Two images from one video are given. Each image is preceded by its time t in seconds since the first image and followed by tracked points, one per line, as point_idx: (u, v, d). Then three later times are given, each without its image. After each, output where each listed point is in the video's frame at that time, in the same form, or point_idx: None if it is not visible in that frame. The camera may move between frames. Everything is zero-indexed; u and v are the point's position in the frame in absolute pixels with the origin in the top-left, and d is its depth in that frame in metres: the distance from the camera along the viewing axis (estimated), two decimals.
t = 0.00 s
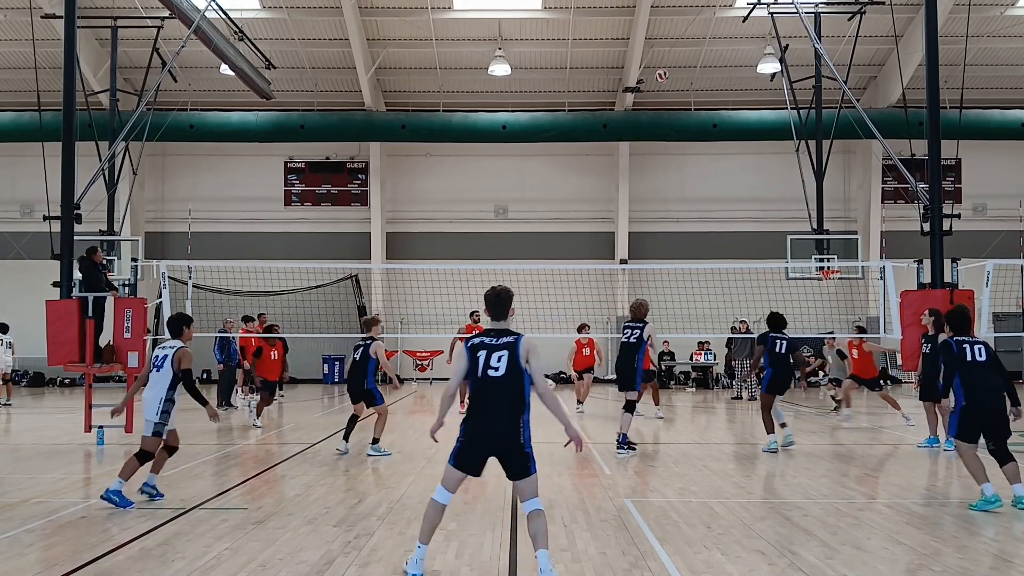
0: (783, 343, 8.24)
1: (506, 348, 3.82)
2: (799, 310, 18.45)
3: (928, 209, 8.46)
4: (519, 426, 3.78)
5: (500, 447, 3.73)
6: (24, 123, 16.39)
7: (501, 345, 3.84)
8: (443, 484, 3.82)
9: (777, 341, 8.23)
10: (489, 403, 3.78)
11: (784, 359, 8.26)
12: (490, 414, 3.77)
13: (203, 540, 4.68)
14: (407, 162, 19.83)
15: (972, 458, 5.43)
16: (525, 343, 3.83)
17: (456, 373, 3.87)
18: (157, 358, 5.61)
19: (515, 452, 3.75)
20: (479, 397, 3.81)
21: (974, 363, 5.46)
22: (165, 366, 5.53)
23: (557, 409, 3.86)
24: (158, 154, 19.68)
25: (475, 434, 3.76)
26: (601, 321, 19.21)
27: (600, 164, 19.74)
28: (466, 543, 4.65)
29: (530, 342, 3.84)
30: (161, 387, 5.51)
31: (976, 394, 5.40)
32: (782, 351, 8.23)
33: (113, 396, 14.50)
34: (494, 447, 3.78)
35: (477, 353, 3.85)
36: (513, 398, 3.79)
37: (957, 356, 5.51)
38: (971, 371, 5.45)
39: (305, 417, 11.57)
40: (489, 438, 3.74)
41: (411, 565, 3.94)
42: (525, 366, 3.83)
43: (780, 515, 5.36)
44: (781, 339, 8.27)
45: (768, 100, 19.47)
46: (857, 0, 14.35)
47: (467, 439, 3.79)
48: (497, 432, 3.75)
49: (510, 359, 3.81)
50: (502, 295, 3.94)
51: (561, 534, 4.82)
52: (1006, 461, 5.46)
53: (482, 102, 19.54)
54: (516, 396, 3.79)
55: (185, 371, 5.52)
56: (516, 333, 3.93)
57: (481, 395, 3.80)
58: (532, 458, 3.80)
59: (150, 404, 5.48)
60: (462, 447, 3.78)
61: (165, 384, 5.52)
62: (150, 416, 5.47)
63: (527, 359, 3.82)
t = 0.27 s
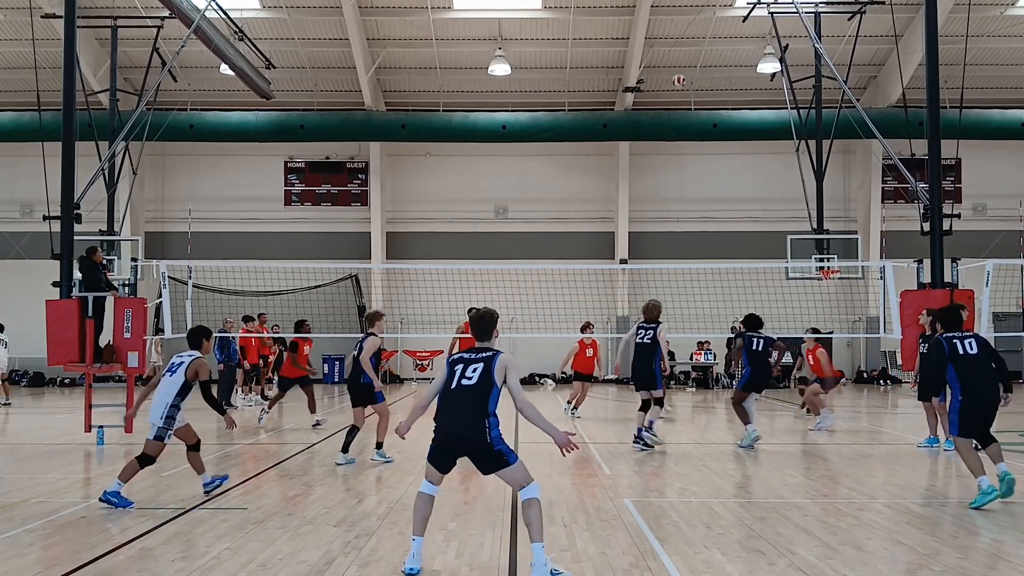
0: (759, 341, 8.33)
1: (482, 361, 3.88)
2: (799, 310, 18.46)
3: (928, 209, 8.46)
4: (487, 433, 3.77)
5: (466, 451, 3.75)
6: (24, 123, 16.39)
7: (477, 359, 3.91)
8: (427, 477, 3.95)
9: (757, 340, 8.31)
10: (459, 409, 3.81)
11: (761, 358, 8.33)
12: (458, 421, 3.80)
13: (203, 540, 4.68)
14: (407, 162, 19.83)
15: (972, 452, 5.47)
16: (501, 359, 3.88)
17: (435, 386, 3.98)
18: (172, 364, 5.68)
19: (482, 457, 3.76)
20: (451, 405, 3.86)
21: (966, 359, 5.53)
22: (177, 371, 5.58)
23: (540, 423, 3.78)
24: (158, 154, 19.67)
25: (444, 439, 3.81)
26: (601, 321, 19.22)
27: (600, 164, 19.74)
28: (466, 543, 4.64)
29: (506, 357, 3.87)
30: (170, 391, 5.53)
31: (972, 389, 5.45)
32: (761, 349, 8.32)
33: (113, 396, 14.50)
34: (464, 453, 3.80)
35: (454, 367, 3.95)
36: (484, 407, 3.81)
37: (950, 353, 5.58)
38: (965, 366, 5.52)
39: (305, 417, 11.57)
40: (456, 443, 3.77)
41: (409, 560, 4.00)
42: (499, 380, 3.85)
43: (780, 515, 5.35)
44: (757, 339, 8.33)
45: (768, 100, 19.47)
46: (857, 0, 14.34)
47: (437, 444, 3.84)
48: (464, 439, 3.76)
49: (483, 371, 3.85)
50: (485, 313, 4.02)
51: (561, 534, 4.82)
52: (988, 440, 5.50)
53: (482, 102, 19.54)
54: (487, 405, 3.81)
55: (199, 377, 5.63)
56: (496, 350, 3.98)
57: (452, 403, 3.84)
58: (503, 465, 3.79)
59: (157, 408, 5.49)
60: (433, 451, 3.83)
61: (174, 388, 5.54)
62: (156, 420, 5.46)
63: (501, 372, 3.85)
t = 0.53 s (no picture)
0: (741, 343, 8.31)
1: (487, 371, 3.89)
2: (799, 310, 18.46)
3: (928, 209, 8.46)
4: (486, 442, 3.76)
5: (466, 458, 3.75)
6: (24, 123, 16.39)
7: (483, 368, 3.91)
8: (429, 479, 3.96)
9: (735, 341, 8.28)
10: (461, 416, 3.82)
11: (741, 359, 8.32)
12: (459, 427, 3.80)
13: (203, 540, 4.68)
14: (407, 162, 19.82)
15: (962, 459, 5.60)
16: (507, 370, 3.88)
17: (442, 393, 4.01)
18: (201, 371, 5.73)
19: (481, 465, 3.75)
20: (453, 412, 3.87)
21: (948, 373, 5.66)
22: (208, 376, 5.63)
23: (537, 434, 3.82)
24: (158, 154, 19.67)
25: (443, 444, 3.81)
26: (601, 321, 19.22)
27: (600, 164, 19.74)
28: (466, 543, 4.64)
29: (511, 369, 3.88)
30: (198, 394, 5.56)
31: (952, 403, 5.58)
32: (740, 350, 8.30)
33: (113, 396, 14.50)
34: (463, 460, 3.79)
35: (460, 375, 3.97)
36: (486, 417, 3.80)
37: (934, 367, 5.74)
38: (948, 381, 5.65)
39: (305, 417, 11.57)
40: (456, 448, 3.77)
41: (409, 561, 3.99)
42: (503, 391, 3.85)
43: (781, 515, 5.36)
44: (739, 340, 8.31)
45: (768, 100, 19.47)
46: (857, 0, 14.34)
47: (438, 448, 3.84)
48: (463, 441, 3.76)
49: (488, 381, 3.86)
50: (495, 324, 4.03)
51: (561, 534, 4.82)
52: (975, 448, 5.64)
53: (482, 102, 19.54)
54: (488, 415, 3.80)
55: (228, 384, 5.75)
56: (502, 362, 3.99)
57: (455, 410, 3.85)
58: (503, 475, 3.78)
59: (183, 409, 5.51)
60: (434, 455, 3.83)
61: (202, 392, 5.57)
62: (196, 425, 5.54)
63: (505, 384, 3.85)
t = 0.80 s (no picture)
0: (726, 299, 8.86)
1: (503, 357, 3.89)
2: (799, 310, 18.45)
3: (928, 209, 8.46)
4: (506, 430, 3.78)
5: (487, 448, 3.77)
6: (24, 123, 16.39)
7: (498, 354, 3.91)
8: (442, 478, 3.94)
9: (720, 297, 8.84)
10: (480, 407, 3.84)
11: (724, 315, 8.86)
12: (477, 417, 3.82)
13: (203, 540, 4.68)
14: (408, 162, 19.82)
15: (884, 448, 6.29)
16: (522, 354, 3.88)
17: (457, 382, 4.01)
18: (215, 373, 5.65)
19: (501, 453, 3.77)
20: (470, 402, 3.88)
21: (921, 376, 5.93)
22: (222, 378, 5.58)
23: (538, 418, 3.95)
24: (158, 154, 19.67)
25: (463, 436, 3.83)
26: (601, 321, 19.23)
27: (600, 164, 19.74)
28: (466, 543, 4.65)
29: (526, 353, 3.87)
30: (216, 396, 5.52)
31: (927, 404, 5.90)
32: (724, 307, 8.85)
33: (113, 396, 14.50)
34: (483, 449, 3.82)
35: (474, 362, 3.97)
36: (504, 404, 3.82)
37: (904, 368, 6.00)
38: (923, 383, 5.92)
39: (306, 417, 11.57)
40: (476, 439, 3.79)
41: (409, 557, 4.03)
42: (520, 376, 3.86)
43: (780, 515, 5.36)
44: (722, 297, 8.84)
45: (768, 100, 19.47)
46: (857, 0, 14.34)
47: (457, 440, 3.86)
48: (484, 433, 3.78)
49: (504, 367, 3.86)
50: (508, 310, 4.03)
51: (561, 534, 4.82)
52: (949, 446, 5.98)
53: (482, 103, 19.54)
54: (507, 402, 3.82)
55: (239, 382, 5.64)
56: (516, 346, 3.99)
57: (473, 400, 3.87)
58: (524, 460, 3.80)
59: (202, 413, 5.46)
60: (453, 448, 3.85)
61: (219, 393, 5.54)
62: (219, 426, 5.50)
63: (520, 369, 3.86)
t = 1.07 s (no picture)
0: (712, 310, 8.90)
1: (504, 368, 3.86)
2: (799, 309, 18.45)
3: (928, 209, 8.46)
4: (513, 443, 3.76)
5: (496, 462, 3.75)
6: (24, 123, 16.40)
7: (500, 366, 3.89)
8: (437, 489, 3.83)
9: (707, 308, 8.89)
10: (485, 421, 3.82)
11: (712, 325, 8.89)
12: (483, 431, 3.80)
13: (203, 540, 4.68)
14: (408, 162, 19.83)
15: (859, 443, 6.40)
16: (523, 363, 3.85)
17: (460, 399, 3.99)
18: (216, 374, 5.61)
19: (510, 465, 3.74)
20: (477, 418, 3.86)
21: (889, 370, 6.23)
22: (224, 379, 5.53)
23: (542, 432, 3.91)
24: (158, 154, 19.68)
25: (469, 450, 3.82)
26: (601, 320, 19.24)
27: (600, 164, 19.75)
28: (466, 543, 4.65)
29: (528, 361, 3.84)
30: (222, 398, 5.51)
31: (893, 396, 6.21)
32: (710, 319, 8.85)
33: (113, 396, 14.50)
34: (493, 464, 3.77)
35: (476, 377, 3.94)
36: (509, 416, 3.80)
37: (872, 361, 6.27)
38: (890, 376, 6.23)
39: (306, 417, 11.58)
40: (482, 453, 3.77)
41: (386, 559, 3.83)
42: (523, 388, 3.83)
43: (780, 515, 5.36)
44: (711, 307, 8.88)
45: (768, 100, 19.48)
46: (857, 0, 14.34)
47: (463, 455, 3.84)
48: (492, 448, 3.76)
49: (506, 379, 3.84)
50: (506, 320, 4.01)
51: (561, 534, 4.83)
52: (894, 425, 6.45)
53: (482, 103, 19.55)
54: (512, 413, 3.80)
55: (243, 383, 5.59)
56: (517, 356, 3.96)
57: (477, 414, 3.85)
58: (533, 471, 3.78)
59: (210, 417, 5.46)
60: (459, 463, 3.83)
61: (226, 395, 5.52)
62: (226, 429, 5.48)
63: (523, 378, 3.82)
